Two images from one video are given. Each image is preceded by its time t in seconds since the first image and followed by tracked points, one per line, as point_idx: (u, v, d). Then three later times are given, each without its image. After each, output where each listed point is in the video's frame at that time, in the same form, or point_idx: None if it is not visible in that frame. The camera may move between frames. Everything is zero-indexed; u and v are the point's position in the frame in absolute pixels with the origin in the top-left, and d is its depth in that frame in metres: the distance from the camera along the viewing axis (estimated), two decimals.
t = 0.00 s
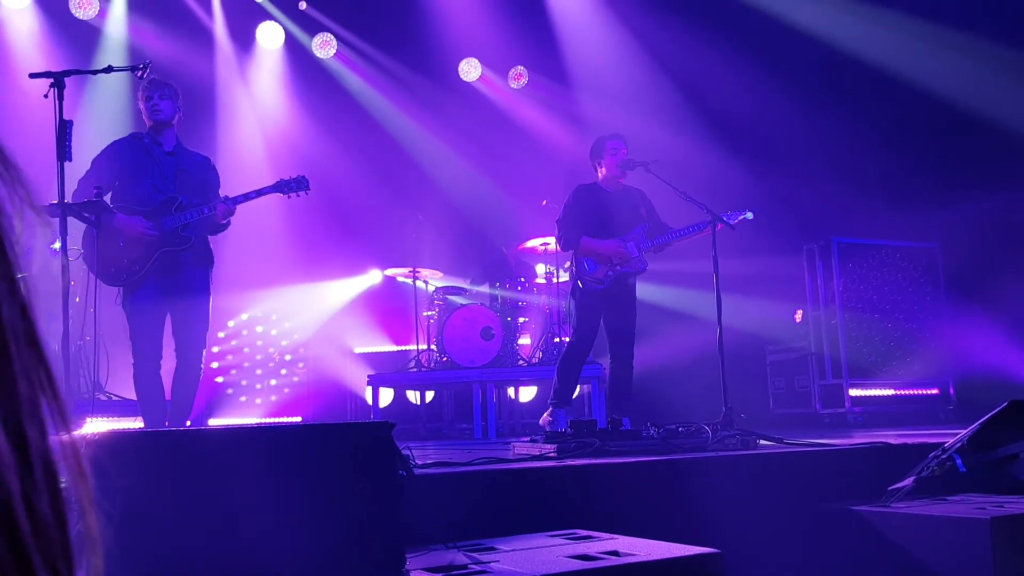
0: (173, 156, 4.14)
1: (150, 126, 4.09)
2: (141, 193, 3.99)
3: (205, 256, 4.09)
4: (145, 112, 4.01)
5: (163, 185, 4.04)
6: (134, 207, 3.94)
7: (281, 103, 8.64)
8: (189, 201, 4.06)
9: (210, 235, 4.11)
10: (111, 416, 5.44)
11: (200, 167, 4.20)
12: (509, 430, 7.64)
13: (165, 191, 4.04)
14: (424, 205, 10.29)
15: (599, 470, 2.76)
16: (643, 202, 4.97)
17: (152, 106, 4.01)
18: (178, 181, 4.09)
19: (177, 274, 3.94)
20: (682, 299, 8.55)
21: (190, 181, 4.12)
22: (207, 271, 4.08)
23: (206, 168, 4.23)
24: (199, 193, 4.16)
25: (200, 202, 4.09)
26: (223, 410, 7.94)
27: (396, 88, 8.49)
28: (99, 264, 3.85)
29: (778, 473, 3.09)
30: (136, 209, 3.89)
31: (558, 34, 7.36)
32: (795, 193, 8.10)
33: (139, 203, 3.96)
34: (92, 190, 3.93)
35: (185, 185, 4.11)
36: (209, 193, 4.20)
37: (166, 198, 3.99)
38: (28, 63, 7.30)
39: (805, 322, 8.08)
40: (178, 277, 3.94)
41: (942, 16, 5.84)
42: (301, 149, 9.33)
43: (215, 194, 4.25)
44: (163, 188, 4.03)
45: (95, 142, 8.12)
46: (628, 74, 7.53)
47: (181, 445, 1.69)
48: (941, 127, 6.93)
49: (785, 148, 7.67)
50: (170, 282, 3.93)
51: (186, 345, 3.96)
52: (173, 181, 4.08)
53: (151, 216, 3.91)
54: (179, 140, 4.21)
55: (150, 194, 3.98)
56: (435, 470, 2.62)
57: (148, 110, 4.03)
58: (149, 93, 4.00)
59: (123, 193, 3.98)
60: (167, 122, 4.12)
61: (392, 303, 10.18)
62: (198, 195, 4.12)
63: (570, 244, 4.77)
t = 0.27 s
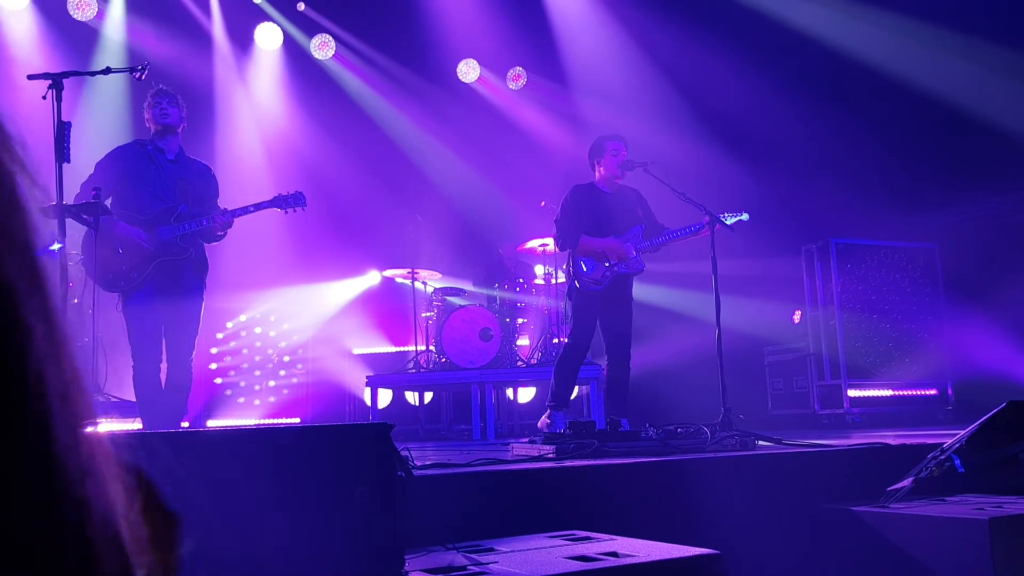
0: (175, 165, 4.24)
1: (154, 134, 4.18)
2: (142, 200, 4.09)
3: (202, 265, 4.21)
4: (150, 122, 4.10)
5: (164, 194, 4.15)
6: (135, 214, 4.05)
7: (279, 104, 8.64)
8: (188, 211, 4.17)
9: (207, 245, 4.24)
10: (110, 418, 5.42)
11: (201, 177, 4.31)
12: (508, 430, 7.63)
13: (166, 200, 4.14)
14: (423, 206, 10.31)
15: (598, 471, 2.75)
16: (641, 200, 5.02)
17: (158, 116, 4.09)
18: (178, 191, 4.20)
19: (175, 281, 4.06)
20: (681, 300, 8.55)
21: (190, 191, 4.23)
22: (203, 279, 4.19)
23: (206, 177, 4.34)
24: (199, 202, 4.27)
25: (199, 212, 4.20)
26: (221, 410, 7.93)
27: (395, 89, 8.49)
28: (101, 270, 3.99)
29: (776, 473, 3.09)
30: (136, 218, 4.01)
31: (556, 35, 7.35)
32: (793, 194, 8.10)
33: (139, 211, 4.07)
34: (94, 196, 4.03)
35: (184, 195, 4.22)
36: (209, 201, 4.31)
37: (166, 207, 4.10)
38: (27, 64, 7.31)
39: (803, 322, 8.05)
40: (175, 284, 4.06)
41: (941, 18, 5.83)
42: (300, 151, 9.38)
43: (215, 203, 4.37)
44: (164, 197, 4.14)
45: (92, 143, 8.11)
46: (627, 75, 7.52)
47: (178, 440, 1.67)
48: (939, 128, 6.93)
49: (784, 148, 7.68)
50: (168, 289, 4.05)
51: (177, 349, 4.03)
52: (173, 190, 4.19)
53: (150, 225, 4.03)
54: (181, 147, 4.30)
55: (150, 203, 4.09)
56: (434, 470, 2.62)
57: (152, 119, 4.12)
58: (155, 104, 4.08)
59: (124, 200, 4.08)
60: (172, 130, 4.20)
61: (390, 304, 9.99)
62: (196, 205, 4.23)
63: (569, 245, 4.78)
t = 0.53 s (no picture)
0: (170, 170, 4.25)
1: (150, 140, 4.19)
2: (133, 203, 4.09)
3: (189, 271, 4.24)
4: (148, 129, 4.10)
5: (155, 199, 4.16)
6: (126, 218, 4.06)
7: (274, 105, 8.64)
8: (176, 217, 4.20)
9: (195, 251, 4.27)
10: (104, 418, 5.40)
11: (194, 183, 4.33)
12: (504, 430, 7.63)
13: (157, 205, 4.16)
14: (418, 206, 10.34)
15: (594, 471, 2.76)
16: (631, 198, 5.02)
17: (157, 125, 4.09)
18: (170, 197, 4.23)
19: (161, 285, 4.09)
20: (677, 300, 8.55)
21: (181, 197, 4.25)
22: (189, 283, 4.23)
23: (199, 184, 4.36)
24: (190, 208, 4.30)
25: (188, 218, 4.23)
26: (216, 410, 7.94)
27: (391, 89, 8.49)
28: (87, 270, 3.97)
29: (771, 472, 3.09)
30: (126, 221, 4.03)
31: (552, 35, 7.35)
32: (788, 194, 8.12)
33: (131, 214, 4.08)
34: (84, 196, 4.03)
35: (175, 201, 4.25)
36: (200, 208, 4.34)
37: (156, 212, 4.12)
38: (20, 62, 7.26)
39: (799, 322, 8.06)
40: (161, 288, 4.09)
41: (937, 18, 5.84)
42: (295, 150, 9.39)
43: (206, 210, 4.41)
44: (155, 202, 4.15)
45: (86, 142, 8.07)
46: (623, 75, 7.52)
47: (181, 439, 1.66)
48: (934, 128, 6.94)
49: (779, 148, 7.69)
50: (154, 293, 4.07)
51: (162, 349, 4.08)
52: (165, 195, 4.20)
53: (139, 228, 4.06)
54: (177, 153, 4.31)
55: (141, 207, 4.10)
56: (430, 469, 2.62)
57: (150, 126, 4.12)
58: (154, 111, 4.07)
59: (116, 203, 4.08)
60: (170, 138, 4.20)
61: (386, 303, 10.30)
62: (188, 210, 4.27)
63: (563, 244, 4.76)
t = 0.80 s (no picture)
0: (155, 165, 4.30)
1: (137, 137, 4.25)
2: (117, 197, 4.15)
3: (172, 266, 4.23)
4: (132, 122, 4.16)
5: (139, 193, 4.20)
6: (109, 212, 4.11)
7: (270, 101, 8.62)
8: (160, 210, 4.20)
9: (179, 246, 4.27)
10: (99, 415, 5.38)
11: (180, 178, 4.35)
12: (500, 427, 7.64)
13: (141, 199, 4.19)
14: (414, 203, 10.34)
15: (590, 468, 2.75)
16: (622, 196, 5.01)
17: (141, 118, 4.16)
18: (155, 190, 4.23)
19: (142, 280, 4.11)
20: (672, 296, 8.56)
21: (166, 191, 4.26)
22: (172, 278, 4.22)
23: (186, 179, 4.37)
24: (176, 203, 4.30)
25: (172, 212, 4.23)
26: (213, 405, 7.94)
27: (386, 85, 8.47)
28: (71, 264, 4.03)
29: (767, 468, 3.09)
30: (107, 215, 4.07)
31: (548, 32, 7.34)
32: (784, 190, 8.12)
33: (114, 208, 4.14)
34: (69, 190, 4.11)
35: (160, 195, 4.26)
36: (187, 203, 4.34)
37: (138, 206, 4.16)
38: (13, 59, 7.23)
39: (795, 318, 8.07)
40: (141, 282, 4.11)
41: (933, 14, 5.84)
42: (290, 146, 9.37)
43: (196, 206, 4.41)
44: (138, 195, 4.19)
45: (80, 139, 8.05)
46: (619, 72, 7.51)
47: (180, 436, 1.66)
48: (930, 124, 6.95)
49: (774, 143, 7.70)
50: (133, 287, 4.10)
51: (150, 342, 4.14)
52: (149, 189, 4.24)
53: (119, 222, 4.09)
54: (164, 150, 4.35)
55: (124, 200, 4.15)
56: (425, 466, 2.62)
57: (135, 121, 4.18)
58: (138, 105, 4.15)
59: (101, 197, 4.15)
60: (157, 134, 4.26)
61: (382, 299, 10.14)
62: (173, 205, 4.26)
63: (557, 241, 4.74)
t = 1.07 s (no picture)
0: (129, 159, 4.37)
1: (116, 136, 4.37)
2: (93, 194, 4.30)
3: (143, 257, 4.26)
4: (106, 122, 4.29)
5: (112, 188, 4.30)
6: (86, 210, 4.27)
7: (271, 93, 8.60)
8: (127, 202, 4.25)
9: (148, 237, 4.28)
10: (103, 408, 5.38)
11: (154, 169, 4.36)
12: (503, 420, 7.65)
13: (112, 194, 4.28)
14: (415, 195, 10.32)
15: (591, 460, 2.75)
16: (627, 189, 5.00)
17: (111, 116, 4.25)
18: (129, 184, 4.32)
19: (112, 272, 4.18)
20: (675, 289, 8.55)
21: (136, 182, 4.31)
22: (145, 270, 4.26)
23: (161, 169, 4.36)
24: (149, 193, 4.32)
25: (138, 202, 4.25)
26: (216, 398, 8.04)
27: (388, 78, 8.45)
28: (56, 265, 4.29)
29: (770, 459, 3.09)
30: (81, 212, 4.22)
31: (550, 24, 7.31)
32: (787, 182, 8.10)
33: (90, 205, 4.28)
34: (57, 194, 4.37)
35: (132, 187, 4.31)
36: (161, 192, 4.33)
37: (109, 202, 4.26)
38: (15, 52, 7.22)
39: (798, 310, 8.13)
40: (111, 275, 4.19)
41: (937, 5, 5.80)
42: (292, 139, 9.38)
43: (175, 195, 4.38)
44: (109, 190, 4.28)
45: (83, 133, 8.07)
46: (621, 64, 7.48)
47: (177, 433, 1.66)
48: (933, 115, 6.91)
49: (778, 135, 7.67)
50: (105, 279, 4.18)
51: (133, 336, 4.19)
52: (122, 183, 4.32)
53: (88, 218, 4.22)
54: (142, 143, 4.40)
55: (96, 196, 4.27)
56: (427, 458, 2.62)
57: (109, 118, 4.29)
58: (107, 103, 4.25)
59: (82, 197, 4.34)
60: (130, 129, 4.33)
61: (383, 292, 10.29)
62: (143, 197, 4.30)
63: (555, 231, 4.74)
